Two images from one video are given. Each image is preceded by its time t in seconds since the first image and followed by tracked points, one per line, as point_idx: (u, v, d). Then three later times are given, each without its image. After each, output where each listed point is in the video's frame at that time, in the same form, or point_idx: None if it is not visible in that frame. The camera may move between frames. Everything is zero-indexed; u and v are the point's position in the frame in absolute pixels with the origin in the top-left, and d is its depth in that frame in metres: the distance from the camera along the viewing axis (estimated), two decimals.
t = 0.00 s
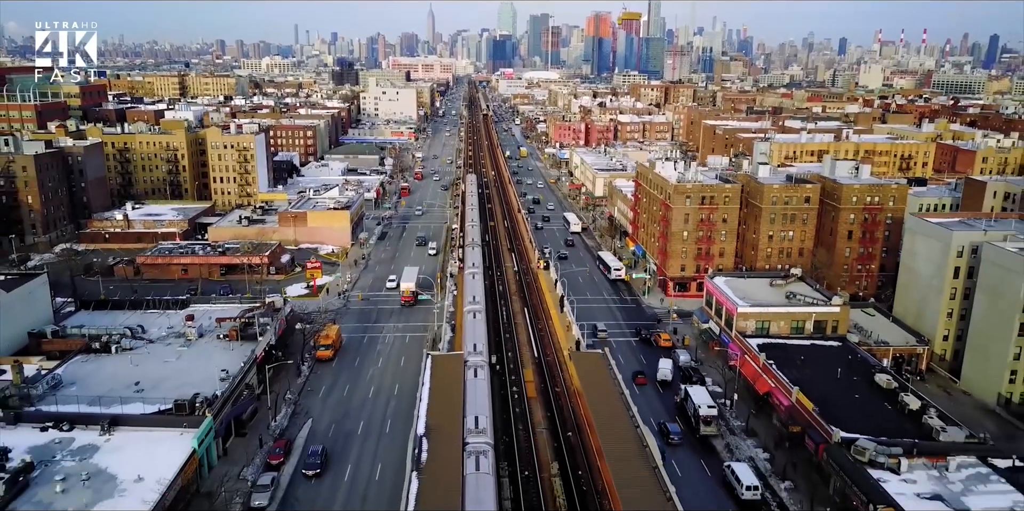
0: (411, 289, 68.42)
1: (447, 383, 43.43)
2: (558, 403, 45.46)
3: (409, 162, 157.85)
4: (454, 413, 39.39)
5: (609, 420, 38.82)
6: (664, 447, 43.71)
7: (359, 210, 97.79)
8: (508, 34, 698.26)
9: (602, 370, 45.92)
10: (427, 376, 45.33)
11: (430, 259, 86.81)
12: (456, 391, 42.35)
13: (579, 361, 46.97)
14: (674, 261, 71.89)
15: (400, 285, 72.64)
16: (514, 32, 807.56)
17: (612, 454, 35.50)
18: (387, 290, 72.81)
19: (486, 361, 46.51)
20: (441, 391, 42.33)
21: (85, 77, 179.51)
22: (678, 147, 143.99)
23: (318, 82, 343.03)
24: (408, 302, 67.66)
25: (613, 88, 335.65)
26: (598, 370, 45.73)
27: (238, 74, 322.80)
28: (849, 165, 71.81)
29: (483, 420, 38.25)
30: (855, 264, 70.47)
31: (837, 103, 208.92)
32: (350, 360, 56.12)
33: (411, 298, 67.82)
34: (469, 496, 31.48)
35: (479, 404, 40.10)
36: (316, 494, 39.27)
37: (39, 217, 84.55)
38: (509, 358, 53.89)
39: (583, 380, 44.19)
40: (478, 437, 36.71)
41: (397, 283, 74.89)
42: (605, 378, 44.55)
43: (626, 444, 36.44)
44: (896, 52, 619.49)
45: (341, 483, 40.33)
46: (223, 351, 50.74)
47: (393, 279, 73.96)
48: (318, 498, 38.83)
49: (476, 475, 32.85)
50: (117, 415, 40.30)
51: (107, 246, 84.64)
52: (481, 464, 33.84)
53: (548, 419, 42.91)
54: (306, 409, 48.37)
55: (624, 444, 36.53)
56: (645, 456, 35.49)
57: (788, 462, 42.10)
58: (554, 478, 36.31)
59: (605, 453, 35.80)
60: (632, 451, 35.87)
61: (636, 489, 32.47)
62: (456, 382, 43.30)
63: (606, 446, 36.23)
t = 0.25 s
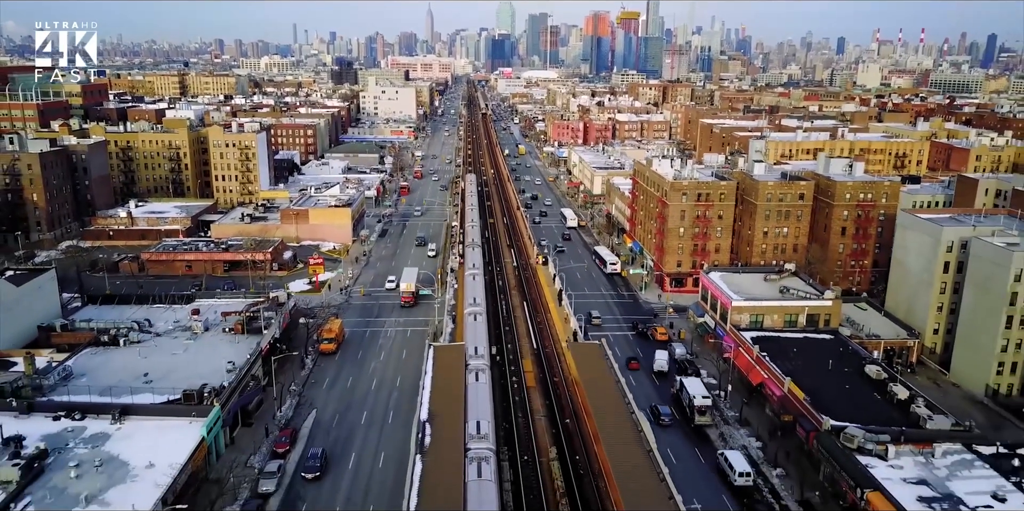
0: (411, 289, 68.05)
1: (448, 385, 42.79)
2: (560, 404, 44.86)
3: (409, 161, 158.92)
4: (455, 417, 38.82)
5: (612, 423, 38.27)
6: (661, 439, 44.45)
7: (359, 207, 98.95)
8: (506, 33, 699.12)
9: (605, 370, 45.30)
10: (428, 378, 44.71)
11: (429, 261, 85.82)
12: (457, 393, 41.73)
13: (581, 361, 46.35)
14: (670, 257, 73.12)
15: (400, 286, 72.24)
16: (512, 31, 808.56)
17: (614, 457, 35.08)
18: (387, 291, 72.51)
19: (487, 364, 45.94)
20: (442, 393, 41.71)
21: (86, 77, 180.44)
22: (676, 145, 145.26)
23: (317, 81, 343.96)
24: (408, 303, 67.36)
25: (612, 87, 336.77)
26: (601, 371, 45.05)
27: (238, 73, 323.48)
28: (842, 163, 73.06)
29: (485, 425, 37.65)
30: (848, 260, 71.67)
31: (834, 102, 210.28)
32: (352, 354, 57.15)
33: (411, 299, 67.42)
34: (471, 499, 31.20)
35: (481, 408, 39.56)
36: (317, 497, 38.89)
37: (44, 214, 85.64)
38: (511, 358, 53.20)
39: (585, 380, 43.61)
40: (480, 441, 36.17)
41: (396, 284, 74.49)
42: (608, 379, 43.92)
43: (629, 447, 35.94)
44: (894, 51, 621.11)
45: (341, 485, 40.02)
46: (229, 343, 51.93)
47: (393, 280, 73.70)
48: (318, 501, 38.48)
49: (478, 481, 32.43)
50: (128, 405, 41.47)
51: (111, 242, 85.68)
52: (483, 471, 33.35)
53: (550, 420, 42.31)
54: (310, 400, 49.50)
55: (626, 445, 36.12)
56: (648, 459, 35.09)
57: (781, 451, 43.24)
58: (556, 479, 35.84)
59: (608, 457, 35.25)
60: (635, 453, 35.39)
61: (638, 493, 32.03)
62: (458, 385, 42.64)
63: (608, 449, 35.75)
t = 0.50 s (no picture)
0: (412, 290, 67.48)
1: (448, 388, 42.24)
2: (562, 406, 44.34)
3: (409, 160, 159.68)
4: (457, 421, 38.31)
5: (614, 425, 37.80)
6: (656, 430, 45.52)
7: (360, 206, 99.75)
8: (505, 33, 699.82)
9: (607, 373, 44.74)
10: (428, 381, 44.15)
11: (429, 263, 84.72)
12: (458, 397, 41.17)
13: (583, 363, 45.82)
14: (668, 254, 74.01)
15: (399, 288, 71.71)
16: (511, 31, 809.10)
17: (614, 459, 34.65)
18: (386, 292, 72.04)
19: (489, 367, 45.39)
20: (442, 397, 41.16)
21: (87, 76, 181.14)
22: (674, 144, 146.09)
23: (317, 80, 344.71)
24: (408, 304, 66.92)
25: (611, 86, 337.72)
26: (602, 373, 44.48)
27: (237, 73, 324.03)
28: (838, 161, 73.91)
29: (486, 428, 37.24)
30: (844, 257, 72.51)
31: (832, 101, 211.13)
32: (354, 350, 57.85)
33: (411, 300, 66.89)
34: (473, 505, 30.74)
35: (482, 412, 39.06)
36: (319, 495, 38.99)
37: (48, 212, 86.41)
38: (512, 358, 52.57)
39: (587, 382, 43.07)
40: (481, 446, 35.70)
41: (396, 284, 73.99)
42: (610, 381, 43.40)
43: (631, 450, 35.47)
44: (893, 50, 622.07)
45: (341, 487, 39.81)
46: (234, 338, 52.78)
47: (392, 281, 73.25)
48: (318, 504, 38.24)
49: (480, 486, 32.03)
50: (135, 398, 42.28)
51: (114, 240, 86.31)
52: (484, 476, 32.91)
53: (553, 422, 41.79)
54: (313, 394, 50.33)
55: (628, 448, 35.72)
56: (650, 461, 34.70)
57: (777, 442, 44.06)
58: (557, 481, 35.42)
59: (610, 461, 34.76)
60: (636, 456, 34.93)
61: (640, 494, 31.61)
62: (459, 388, 42.09)
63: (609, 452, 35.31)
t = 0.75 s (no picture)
0: (412, 291, 67.34)
1: (449, 392, 41.43)
2: (565, 408, 43.70)
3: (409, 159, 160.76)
4: (458, 426, 37.62)
5: (618, 430, 37.14)
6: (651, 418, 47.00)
7: (361, 204, 100.88)
8: (504, 33, 701.14)
9: (610, 375, 44.07)
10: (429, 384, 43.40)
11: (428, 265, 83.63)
12: (460, 401, 40.42)
13: (586, 365, 45.07)
14: (665, 251, 75.25)
15: (399, 288, 71.50)
16: (510, 31, 810.32)
17: (619, 464, 34.01)
18: (385, 293, 71.87)
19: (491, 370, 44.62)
20: (443, 401, 40.39)
21: (88, 76, 182.22)
22: (672, 143, 147.33)
23: (317, 80, 346.19)
24: (408, 304, 66.73)
25: (609, 86, 338.93)
26: (606, 376, 43.75)
27: (237, 72, 325.13)
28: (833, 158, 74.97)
29: (487, 432, 36.53)
30: (838, 253, 73.70)
31: (829, 101, 212.49)
32: (357, 343, 58.91)
33: (411, 301, 66.77)
34: None
35: (485, 415, 38.34)
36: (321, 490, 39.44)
37: (53, 209, 87.45)
38: (514, 359, 51.85)
39: (591, 385, 42.35)
40: (484, 451, 35.04)
41: (396, 284, 73.85)
42: (614, 385, 42.66)
43: (636, 455, 34.80)
44: (891, 50, 623.66)
45: (341, 489, 39.57)
46: (239, 332, 53.96)
47: (391, 281, 73.00)
48: (318, 504, 38.07)
49: (482, 492, 31.28)
50: (145, 388, 43.37)
51: (118, 237, 87.31)
52: (487, 481, 32.25)
53: (556, 426, 41.08)
54: (317, 385, 51.42)
55: (633, 452, 35.13)
56: (655, 466, 34.03)
57: (771, 432, 45.18)
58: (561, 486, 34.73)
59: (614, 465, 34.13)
60: (641, 461, 34.29)
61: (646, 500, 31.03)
62: (460, 392, 41.30)
63: (613, 457, 34.70)
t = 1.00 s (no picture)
0: (412, 291, 67.16)
1: (450, 395, 40.93)
2: (566, 409, 43.42)
3: (409, 158, 161.54)
4: (459, 430, 37.19)
5: (621, 433, 36.77)
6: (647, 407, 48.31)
7: (361, 202, 101.68)
8: (503, 32, 702.04)
9: (612, 378, 43.65)
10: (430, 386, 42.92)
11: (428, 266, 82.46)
12: (461, 404, 39.99)
13: (587, 368, 44.62)
14: (662, 248, 76.14)
15: (399, 289, 71.12)
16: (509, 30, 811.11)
17: (622, 468, 33.67)
18: (385, 293, 71.47)
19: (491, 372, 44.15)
20: (444, 405, 39.97)
21: (89, 75, 182.96)
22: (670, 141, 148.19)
23: (316, 80, 347.05)
24: (408, 305, 66.54)
25: (608, 85, 339.85)
26: (607, 378, 43.30)
27: (236, 72, 325.66)
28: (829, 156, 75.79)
29: (490, 437, 36.20)
30: (833, 250, 74.61)
31: (827, 100, 213.44)
32: (358, 338, 59.82)
33: (411, 301, 66.57)
34: None
35: (486, 420, 37.94)
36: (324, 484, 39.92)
37: (56, 208, 88.14)
38: (515, 359, 51.42)
39: (593, 388, 41.92)
40: (484, 455, 34.64)
41: (395, 285, 73.49)
42: (616, 387, 42.25)
43: (639, 459, 34.47)
44: (890, 49, 624.59)
45: (341, 490, 39.43)
46: (243, 327, 54.81)
47: (391, 282, 72.56)
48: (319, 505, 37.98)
49: (484, 498, 30.97)
50: (151, 382, 44.16)
51: (121, 235, 88.04)
52: (488, 486, 31.86)
53: (557, 428, 40.70)
54: (320, 380, 52.28)
55: (635, 455, 34.83)
56: (659, 471, 33.64)
57: (766, 424, 46.08)
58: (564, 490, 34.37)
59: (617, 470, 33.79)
60: (645, 466, 33.92)
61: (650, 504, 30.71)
62: (460, 396, 40.82)
63: (616, 461, 34.33)
